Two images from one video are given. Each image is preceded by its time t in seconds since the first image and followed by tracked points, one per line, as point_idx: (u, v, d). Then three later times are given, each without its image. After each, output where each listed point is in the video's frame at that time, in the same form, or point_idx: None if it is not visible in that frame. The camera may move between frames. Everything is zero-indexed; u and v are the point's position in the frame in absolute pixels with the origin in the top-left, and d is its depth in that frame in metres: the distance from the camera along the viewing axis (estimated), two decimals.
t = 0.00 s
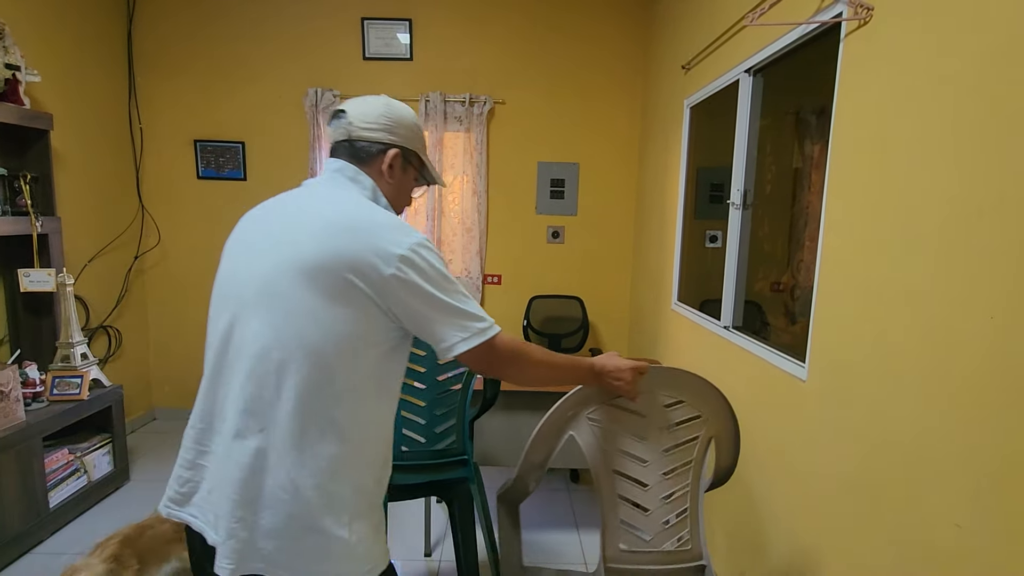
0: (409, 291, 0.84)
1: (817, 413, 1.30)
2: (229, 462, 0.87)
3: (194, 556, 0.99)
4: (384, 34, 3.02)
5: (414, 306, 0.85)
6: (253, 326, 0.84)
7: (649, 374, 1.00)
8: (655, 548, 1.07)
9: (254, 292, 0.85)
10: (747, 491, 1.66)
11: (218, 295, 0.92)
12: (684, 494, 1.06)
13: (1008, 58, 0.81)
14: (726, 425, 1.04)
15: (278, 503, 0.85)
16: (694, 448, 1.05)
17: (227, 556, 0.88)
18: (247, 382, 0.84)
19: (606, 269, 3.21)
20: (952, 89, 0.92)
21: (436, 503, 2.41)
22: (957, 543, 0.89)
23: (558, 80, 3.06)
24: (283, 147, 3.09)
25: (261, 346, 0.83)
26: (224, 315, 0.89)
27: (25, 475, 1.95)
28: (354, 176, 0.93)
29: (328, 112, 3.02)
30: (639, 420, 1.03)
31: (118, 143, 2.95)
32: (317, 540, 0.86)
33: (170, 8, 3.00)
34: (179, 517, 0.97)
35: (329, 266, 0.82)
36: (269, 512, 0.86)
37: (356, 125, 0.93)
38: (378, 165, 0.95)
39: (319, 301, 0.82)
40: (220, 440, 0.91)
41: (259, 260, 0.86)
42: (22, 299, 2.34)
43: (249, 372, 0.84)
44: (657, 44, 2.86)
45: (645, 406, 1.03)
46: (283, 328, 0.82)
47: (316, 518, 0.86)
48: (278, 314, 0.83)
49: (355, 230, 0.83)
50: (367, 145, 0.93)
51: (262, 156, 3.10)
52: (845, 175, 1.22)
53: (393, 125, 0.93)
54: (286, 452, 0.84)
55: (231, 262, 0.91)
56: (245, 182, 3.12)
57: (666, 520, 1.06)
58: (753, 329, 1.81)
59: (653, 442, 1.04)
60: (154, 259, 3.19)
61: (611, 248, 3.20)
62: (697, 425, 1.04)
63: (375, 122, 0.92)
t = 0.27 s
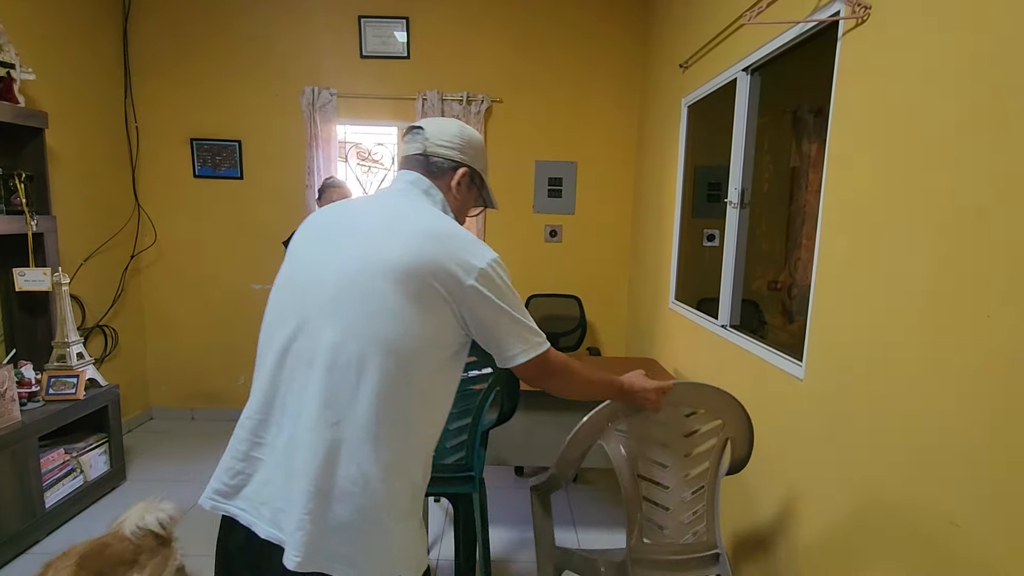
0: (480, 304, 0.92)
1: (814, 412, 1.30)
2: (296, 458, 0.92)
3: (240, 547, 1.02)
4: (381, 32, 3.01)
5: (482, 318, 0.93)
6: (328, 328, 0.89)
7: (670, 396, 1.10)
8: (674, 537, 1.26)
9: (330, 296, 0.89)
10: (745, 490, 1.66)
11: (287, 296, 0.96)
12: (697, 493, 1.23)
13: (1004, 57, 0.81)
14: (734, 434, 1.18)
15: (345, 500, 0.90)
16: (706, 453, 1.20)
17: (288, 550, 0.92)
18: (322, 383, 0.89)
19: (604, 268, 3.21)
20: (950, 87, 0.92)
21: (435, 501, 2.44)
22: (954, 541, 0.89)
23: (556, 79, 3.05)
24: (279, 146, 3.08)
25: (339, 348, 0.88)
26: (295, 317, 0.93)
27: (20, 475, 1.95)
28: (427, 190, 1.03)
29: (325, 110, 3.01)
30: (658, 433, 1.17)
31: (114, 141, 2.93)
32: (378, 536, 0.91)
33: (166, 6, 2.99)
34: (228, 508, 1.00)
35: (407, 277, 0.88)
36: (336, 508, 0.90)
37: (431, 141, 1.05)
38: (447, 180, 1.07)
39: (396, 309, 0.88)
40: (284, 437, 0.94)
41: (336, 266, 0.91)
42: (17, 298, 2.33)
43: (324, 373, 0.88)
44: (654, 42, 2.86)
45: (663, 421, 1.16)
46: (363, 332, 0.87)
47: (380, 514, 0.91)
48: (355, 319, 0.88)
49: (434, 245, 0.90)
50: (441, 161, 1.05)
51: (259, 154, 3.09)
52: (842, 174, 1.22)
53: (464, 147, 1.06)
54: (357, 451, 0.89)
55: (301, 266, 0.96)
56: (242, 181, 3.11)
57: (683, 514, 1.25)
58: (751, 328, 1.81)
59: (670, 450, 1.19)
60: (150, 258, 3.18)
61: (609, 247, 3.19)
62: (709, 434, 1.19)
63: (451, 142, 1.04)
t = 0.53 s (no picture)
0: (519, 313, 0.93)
1: (813, 409, 1.30)
2: (331, 452, 0.92)
3: (260, 539, 1.02)
4: (380, 30, 3.01)
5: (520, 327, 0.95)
6: (373, 326, 0.90)
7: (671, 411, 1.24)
8: (676, 537, 1.40)
9: (376, 295, 0.92)
10: (744, 487, 1.66)
11: (331, 293, 0.98)
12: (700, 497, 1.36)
13: (1004, 55, 0.81)
14: (733, 444, 1.30)
15: (377, 496, 0.90)
16: (710, 462, 1.32)
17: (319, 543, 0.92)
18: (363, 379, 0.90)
19: (604, 266, 3.21)
20: (949, 85, 0.92)
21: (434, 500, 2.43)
22: (953, 539, 0.89)
23: (555, 77, 3.05)
24: (278, 144, 3.08)
25: (382, 346, 0.90)
26: (339, 314, 0.95)
27: (19, 474, 1.94)
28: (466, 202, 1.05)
29: (324, 108, 3.00)
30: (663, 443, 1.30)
31: (112, 140, 2.93)
32: (408, 534, 0.92)
33: (164, 4, 2.98)
34: (256, 498, 1.01)
35: (453, 281, 0.90)
36: (367, 504, 0.91)
37: (477, 161, 1.07)
38: (487, 196, 1.09)
39: (441, 311, 0.90)
40: (319, 431, 0.95)
41: (382, 266, 0.94)
42: (15, 297, 2.32)
43: (367, 370, 0.90)
44: (653, 40, 2.85)
45: (669, 433, 1.28)
46: (407, 331, 0.89)
47: (412, 512, 0.92)
48: (400, 318, 0.90)
49: (480, 253, 0.93)
50: (482, 178, 1.08)
51: (257, 152, 3.08)
52: (841, 173, 1.22)
53: (505, 168, 1.10)
54: (394, 448, 0.90)
55: (346, 265, 0.98)
56: (240, 179, 3.11)
57: (685, 517, 1.38)
58: (750, 326, 1.81)
59: (675, 459, 1.32)
60: (149, 257, 3.17)
61: (607, 245, 3.19)
62: (711, 445, 1.31)
63: (495, 162, 1.08)
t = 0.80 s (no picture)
0: (537, 298, 0.95)
1: (814, 408, 1.30)
2: (361, 441, 0.92)
3: (289, 537, 0.99)
4: (380, 29, 3.01)
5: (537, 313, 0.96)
6: (398, 314, 0.91)
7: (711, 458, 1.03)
8: None
9: (400, 284, 0.92)
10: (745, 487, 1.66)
11: (351, 284, 0.98)
12: (727, 549, 1.19)
13: (1003, 53, 0.81)
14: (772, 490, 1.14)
15: (410, 483, 0.90)
16: (744, 509, 1.16)
17: (354, 533, 0.91)
18: (390, 367, 0.90)
19: (604, 265, 3.21)
20: (950, 83, 0.92)
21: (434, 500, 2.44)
22: (953, 538, 0.89)
23: (555, 76, 3.05)
24: (278, 143, 3.08)
25: (408, 333, 0.90)
26: (361, 304, 0.95)
27: (19, 474, 1.94)
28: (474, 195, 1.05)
29: (324, 108, 3.00)
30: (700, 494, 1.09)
31: (113, 140, 2.93)
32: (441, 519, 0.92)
33: (164, 4, 2.98)
34: (285, 494, 0.98)
35: (474, 268, 0.91)
36: (401, 491, 0.90)
37: (485, 154, 1.08)
38: (495, 189, 1.10)
39: (465, 298, 0.91)
40: (346, 421, 0.94)
41: (404, 257, 0.94)
42: (16, 296, 2.32)
43: (393, 357, 0.90)
44: (653, 40, 2.85)
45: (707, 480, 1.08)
46: (433, 318, 0.90)
47: (443, 497, 0.92)
48: (426, 304, 0.90)
49: (498, 241, 0.94)
50: (491, 172, 1.08)
51: (258, 152, 3.08)
52: (842, 171, 1.22)
53: (513, 162, 1.10)
54: (424, 434, 0.90)
55: (366, 257, 0.99)
56: (241, 179, 3.11)
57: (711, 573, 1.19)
58: (750, 325, 1.81)
59: (711, 508, 1.12)
60: (150, 256, 3.18)
61: (608, 245, 3.19)
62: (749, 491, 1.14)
63: (503, 155, 1.08)
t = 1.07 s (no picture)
0: (539, 296, 0.94)
1: (814, 409, 1.30)
2: (366, 436, 0.92)
3: (300, 532, 1.00)
4: (381, 30, 3.01)
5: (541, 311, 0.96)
6: (401, 311, 0.91)
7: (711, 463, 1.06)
8: None
9: (402, 281, 0.93)
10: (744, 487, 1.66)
11: (357, 283, 0.99)
12: (728, 553, 1.19)
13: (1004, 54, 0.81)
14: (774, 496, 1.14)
15: (413, 479, 0.90)
16: (744, 515, 1.16)
17: (360, 527, 0.92)
18: (393, 363, 0.91)
19: (604, 266, 3.21)
20: (950, 84, 0.92)
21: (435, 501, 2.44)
22: (953, 539, 0.89)
23: (555, 77, 3.05)
24: (279, 144, 3.08)
25: (411, 330, 0.90)
26: (366, 302, 0.96)
27: (20, 474, 1.94)
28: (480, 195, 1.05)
29: (324, 109, 3.01)
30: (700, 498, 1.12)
31: (113, 141, 2.93)
32: (445, 516, 0.92)
33: (165, 5, 2.98)
34: (295, 489, 1.00)
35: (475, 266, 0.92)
36: (403, 487, 0.90)
37: (493, 155, 1.08)
38: (503, 190, 1.10)
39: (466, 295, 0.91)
40: (352, 417, 0.95)
41: (407, 255, 0.95)
42: (17, 297, 2.32)
43: (396, 354, 0.91)
44: (653, 41, 2.86)
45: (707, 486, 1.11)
46: (435, 315, 0.90)
47: (447, 494, 0.91)
48: (428, 302, 0.90)
49: (500, 238, 0.94)
50: (499, 172, 1.09)
51: (258, 153, 3.09)
52: (843, 172, 1.22)
53: (521, 162, 1.11)
54: (426, 431, 0.90)
55: (372, 256, 1.00)
56: (241, 179, 3.11)
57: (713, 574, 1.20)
58: (750, 326, 1.81)
59: (710, 514, 1.14)
60: (151, 257, 3.18)
61: (608, 246, 3.20)
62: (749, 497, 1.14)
63: (511, 156, 1.08)
